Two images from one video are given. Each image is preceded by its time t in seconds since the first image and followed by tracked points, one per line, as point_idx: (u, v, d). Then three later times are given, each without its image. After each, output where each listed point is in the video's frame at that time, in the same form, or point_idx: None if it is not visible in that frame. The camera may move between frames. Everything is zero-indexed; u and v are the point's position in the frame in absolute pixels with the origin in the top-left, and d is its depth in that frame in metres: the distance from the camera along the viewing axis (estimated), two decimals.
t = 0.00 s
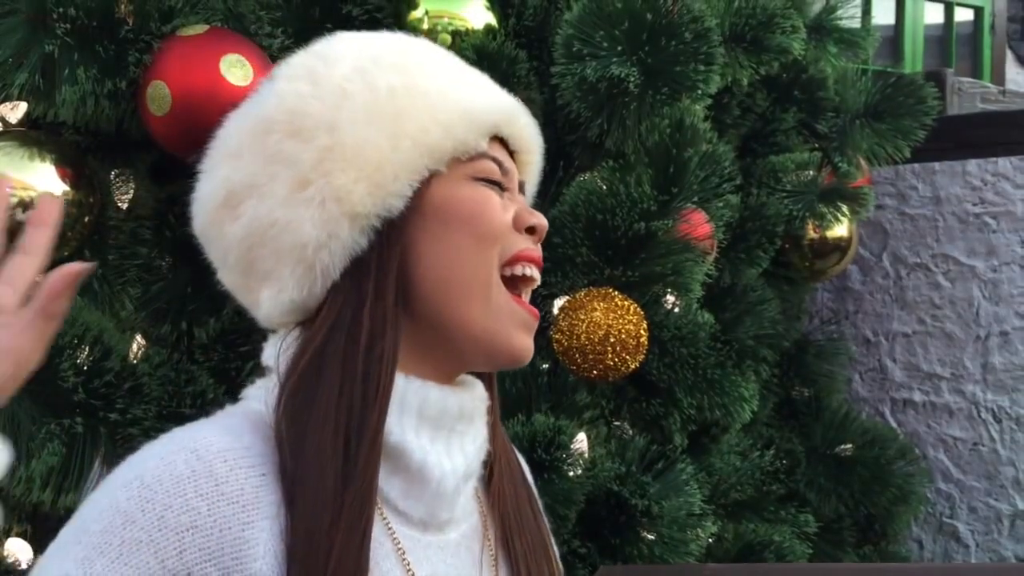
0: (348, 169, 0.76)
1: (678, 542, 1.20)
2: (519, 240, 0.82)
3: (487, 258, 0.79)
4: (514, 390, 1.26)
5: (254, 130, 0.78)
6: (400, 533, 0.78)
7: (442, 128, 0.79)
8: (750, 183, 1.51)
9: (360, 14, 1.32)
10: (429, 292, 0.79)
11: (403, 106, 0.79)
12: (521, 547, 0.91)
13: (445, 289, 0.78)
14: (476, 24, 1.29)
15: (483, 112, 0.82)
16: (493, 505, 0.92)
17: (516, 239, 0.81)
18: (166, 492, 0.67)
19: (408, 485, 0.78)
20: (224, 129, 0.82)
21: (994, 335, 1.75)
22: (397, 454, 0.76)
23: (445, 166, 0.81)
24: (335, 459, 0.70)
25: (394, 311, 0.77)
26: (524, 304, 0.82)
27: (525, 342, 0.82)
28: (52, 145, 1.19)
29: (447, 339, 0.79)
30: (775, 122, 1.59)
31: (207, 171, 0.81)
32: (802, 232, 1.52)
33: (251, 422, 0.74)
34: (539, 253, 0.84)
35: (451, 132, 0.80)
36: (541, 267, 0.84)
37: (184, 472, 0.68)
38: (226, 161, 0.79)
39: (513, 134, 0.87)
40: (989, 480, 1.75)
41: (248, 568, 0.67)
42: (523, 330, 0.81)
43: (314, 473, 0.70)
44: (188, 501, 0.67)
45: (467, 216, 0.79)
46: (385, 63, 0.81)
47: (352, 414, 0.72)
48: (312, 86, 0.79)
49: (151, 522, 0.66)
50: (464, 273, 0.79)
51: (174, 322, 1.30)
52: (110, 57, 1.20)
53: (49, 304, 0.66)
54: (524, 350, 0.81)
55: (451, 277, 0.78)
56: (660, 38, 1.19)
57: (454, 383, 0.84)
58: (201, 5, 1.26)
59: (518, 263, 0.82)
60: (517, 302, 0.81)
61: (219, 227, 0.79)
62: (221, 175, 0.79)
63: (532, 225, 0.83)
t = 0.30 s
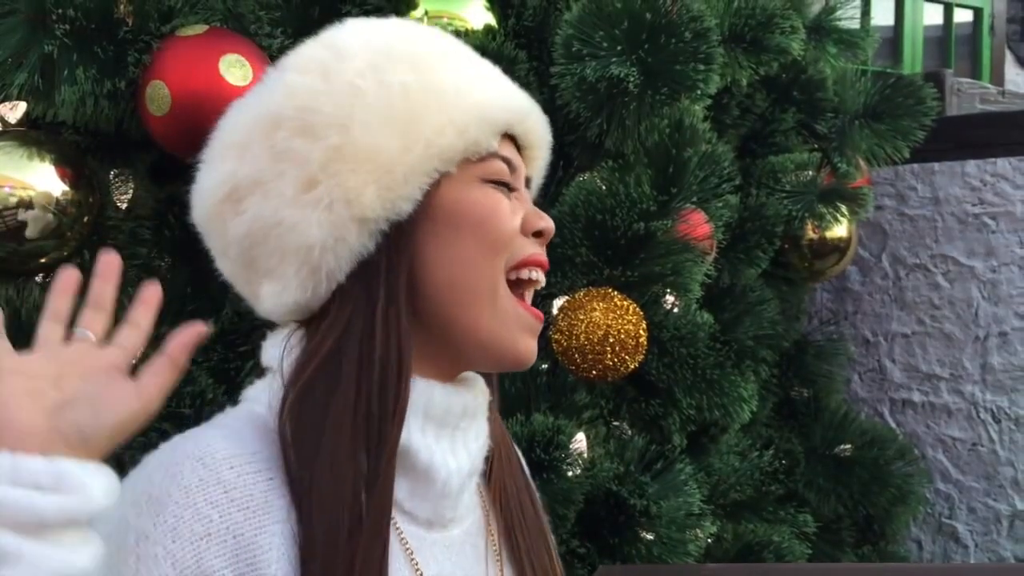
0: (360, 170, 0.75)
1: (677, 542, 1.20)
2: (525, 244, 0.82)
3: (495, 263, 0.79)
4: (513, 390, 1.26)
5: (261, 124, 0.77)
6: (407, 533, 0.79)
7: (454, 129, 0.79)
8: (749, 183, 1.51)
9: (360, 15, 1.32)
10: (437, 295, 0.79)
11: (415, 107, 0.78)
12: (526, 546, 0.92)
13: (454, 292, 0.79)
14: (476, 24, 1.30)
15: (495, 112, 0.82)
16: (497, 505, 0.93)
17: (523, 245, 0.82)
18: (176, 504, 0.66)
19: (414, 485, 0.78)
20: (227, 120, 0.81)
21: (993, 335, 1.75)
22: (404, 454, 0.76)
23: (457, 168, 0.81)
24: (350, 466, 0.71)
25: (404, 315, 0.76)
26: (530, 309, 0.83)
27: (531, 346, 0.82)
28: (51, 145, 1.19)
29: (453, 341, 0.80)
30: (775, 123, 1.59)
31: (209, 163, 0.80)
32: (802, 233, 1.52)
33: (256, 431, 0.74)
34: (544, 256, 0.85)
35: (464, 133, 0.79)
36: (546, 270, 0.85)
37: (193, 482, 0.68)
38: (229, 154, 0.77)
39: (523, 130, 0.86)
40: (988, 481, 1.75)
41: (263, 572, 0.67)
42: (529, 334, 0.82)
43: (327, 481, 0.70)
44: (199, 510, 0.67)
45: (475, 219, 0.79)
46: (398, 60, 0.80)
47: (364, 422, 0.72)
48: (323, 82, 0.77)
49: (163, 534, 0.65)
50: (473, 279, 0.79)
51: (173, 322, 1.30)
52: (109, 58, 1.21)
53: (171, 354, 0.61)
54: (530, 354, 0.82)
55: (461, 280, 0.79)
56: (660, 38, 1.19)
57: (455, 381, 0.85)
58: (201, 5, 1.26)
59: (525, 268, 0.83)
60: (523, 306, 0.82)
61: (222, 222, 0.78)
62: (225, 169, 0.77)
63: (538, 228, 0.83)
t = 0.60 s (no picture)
0: (312, 185, 0.79)
1: (676, 543, 1.20)
2: (500, 243, 0.82)
3: (462, 265, 0.80)
4: (513, 390, 1.27)
5: (223, 142, 0.82)
6: (405, 540, 0.81)
7: (410, 131, 0.80)
8: (749, 184, 1.50)
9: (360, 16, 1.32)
10: (401, 302, 0.82)
11: (369, 113, 0.80)
12: (523, 547, 0.93)
13: (418, 301, 0.80)
14: (476, 25, 1.29)
15: (459, 106, 0.82)
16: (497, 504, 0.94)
17: (498, 245, 0.81)
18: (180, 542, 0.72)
19: (410, 491, 0.81)
20: (205, 137, 0.87)
21: (993, 336, 1.75)
22: (399, 461, 0.79)
23: (421, 169, 0.82)
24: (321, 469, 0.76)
25: (368, 323, 0.80)
26: (507, 312, 0.82)
27: (509, 350, 0.82)
28: (51, 145, 1.19)
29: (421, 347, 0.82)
30: (775, 123, 1.59)
31: (193, 178, 0.86)
32: (801, 233, 1.52)
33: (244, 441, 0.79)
34: (529, 251, 0.85)
35: (421, 135, 0.80)
36: (534, 268, 0.85)
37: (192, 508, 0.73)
38: (205, 173, 0.84)
39: (502, 121, 0.86)
40: (988, 482, 1.75)
41: None
42: (504, 337, 0.82)
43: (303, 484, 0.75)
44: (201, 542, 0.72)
45: (442, 223, 0.80)
46: (356, 65, 0.82)
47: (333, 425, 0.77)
48: (280, 94, 0.81)
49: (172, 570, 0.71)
50: (435, 285, 0.80)
51: (173, 322, 1.31)
52: (109, 57, 1.21)
53: (191, 474, 0.62)
54: (506, 356, 0.82)
55: (427, 288, 0.80)
56: (659, 38, 1.19)
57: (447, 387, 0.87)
58: (201, 6, 1.27)
59: (504, 268, 0.82)
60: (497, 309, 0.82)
61: (205, 237, 0.85)
62: (201, 187, 0.84)
63: (517, 226, 0.83)
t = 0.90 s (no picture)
0: (299, 197, 0.81)
1: (676, 543, 1.20)
2: (498, 238, 0.82)
3: (459, 265, 0.80)
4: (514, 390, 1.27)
5: (207, 163, 0.83)
6: (416, 547, 0.82)
7: (393, 134, 0.81)
8: (749, 184, 1.50)
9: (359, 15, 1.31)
10: (399, 305, 0.82)
11: (349, 119, 0.81)
12: (536, 546, 0.93)
13: (420, 305, 0.81)
14: (476, 25, 1.29)
15: (438, 104, 0.83)
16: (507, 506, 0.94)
17: (498, 242, 0.82)
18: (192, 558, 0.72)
19: (422, 498, 0.81)
20: (188, 154, 0.88)
21: (993, 336, 1.75)
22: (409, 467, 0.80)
23: (408, 170, 0.83)
24: (332, 476, 0.76)
25: (366, 329, 0.81)
26: (512, 298, 0.83)
27: (519, 338, 0.83)
28: (50, 144, 1.19)
29: (428, 347, 0.83)
30: (775, 123, 1.59)
31: (181, 198, 0.88)
32: (801, 234, 1.52)
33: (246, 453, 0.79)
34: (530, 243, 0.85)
35: (403, 137, 0.81)
36: (535, 260, 0.85)
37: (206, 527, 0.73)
38: (192, 192, 0.86)
39: (485, 110, 0.86)
40: (988, 482, 1.75)
41: None
42: (512, 327, 0.82)
43: (308, 495, 0.76)
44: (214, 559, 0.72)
45: (437, 224, 0.81)
46: (331, 70, 0.82)
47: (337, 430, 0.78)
48: (257, 107, 0.82)
49: None
50: (434, 290, 0.81)
51: (173, 322, 1.31)
52: (109, 57, 1.21)
53: (219, 534, 0.55)
54: (516, 346, 0.82)
55: (426, 291, 0.81)
56: (659, 38, 1.19)
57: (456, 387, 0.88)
58: (201, 5, 1.26)
59: (506, 263, 0.83)
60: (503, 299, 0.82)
61: (200, 255, 0.87)
62: (190, 209, 0.86)
63: (513, 219, 0.83)
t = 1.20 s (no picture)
0: (309, 200, 0.77)
1: (677, 544, 1.20)
2: (509, 239, 0.80)
3: (469, 269, 0.79)
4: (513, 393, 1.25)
5: (210, 161, 0.80)
6: (422, 549, 0.81)
7: (405, 134, 0.79)
8: (749, 185, 1.51)
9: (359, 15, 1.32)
10: (412, 309, 0.81)
11: (359, 119, 0.78)
12: (540, 547, 0.93)
13: (430, 307, 0.80)
14: (476, 25, 1.29)
15: (450, 104, 0.80)
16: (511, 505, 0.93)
17: (508, 243, 0.80)
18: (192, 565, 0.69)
19: (427, 500, 0.80)
20: (188, 154, 0.85)
21: (993, 337, 1.75)
22: (415, 469, 0.79)
23: (418, 170, 0.81)
24: (341, 479, 0.75)
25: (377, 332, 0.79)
26: (521, 304, 0.81)
27: (529, 342, 0.82)
28: (51, 145, 1.20)
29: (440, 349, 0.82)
30: (774, 123, 1.60)
31: (182, 199, 0.85)
32: (801, 234, 1.52)
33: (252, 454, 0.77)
34: (538, 242, 0.83)
35: (417, 137, 0.79)
36: (543, 258, 0.84)
37: (206, 535, 0.70)
38: (193, 194, 0.82)
39: (493, 108, 0.85)
40: (988, 483, 1.75)
41: None
42: (522, 330, 0.81)
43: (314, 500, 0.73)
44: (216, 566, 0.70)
45: (448, 226, 0.79)
46: (339, 69, 0.79)
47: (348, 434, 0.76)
48: (262, 105, 0.79)
49: None
50: (444, 293, 0.79)
51: (173, 322, 1.28)
52: (110, 58, 1.21)
53: None
54: (527, 350, 0.81)
55: (439, 293, 0.79)
56: (659, 39, 1.19)
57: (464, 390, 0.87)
58: (202, 5, 1.26)
59: (516, 265, 0.81)
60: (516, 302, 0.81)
61: (202, 258, 0.84)
62: (192, 210, 0.82)
63: (524, 220, 0.81)
